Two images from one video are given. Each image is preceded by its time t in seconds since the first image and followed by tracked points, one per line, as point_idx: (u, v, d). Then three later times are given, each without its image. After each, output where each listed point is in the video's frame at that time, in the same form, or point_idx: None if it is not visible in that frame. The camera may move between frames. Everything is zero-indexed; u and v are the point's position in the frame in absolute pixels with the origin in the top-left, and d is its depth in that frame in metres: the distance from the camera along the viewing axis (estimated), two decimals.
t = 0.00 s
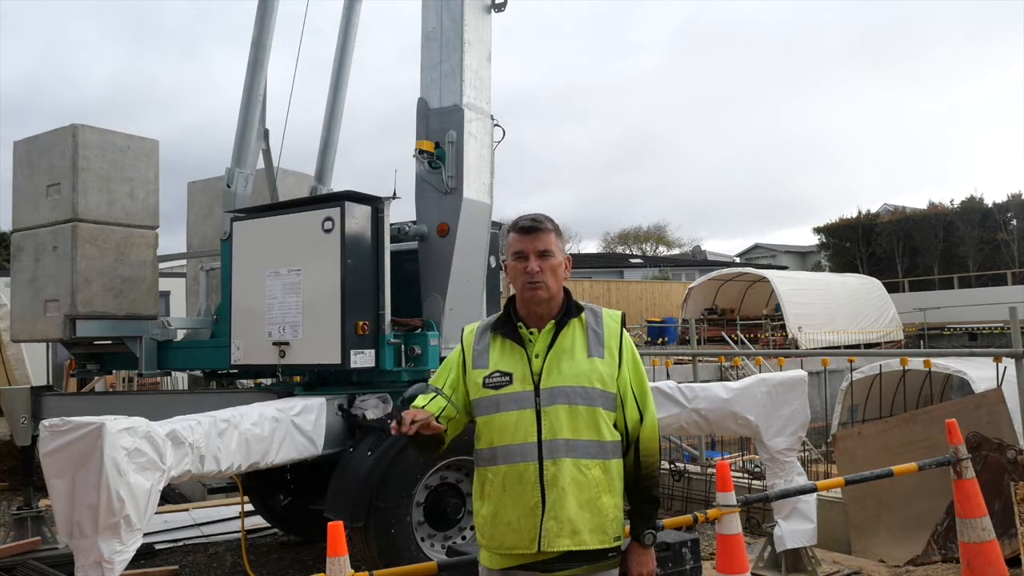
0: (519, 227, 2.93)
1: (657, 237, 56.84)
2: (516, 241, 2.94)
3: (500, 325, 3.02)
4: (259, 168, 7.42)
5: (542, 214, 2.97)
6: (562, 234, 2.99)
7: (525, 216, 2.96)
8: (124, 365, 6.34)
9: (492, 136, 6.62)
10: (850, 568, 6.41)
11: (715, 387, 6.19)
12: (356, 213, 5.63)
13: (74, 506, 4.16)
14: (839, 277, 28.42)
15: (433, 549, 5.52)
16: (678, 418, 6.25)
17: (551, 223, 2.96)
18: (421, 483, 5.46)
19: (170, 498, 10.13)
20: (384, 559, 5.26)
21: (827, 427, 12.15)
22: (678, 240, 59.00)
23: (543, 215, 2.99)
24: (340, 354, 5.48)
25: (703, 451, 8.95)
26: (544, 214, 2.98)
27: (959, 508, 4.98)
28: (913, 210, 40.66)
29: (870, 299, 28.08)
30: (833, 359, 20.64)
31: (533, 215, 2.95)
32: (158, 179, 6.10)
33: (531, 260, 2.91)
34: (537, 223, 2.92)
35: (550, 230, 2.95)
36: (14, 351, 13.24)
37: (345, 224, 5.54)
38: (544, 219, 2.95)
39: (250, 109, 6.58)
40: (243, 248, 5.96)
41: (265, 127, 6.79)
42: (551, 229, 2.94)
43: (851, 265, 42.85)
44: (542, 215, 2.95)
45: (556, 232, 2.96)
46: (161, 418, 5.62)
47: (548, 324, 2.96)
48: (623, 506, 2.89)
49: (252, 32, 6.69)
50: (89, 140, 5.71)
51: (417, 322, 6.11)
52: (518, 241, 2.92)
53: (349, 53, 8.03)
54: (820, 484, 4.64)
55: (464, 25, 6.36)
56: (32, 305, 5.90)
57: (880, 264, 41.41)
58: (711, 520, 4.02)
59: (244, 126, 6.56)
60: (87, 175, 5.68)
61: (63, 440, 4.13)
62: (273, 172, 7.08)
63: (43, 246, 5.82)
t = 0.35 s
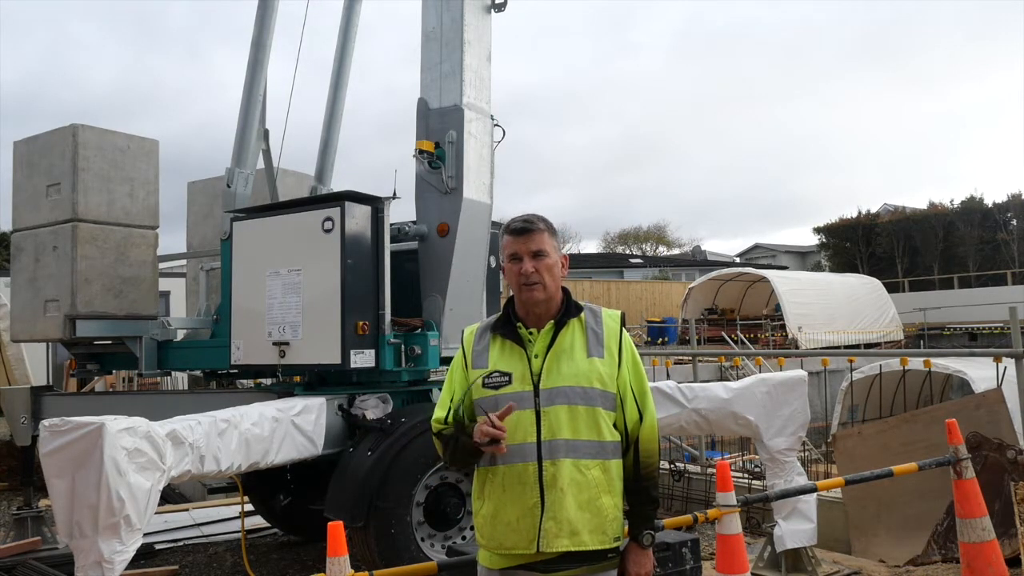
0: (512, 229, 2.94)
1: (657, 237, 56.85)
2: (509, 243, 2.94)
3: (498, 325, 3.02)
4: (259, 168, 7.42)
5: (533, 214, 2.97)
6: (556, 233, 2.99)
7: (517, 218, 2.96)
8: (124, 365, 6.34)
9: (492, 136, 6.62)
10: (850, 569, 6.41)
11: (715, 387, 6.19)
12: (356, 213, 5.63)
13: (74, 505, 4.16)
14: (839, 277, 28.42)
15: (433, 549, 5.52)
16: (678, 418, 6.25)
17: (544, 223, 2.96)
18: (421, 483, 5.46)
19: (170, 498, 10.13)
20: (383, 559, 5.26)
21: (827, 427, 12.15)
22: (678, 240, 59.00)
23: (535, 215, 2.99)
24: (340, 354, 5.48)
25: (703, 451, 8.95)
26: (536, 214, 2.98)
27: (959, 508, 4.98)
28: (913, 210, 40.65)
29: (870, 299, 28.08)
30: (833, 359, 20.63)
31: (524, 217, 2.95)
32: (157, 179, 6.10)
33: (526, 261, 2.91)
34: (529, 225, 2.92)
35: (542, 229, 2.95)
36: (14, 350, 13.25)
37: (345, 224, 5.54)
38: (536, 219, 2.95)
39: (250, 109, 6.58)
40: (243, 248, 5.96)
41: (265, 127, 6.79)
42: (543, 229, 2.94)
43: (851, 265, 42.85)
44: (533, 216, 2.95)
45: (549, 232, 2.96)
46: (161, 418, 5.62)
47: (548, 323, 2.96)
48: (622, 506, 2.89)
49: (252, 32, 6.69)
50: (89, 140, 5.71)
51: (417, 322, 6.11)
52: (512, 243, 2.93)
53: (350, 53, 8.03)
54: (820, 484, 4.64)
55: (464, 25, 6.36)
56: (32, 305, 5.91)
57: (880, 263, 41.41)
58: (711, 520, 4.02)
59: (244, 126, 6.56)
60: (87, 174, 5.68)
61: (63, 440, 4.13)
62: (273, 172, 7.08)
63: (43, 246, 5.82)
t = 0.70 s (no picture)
0: (510, 230, 2.93)
1: (657, 237, 56.85)
2: (509, 243, 2.94)
3: (498, 325, 3.02)
4: (259, 168, 7.42)
5: (532, 215, 2.96)
6: (555, 233, 2.98)
7: (517, 219, 2.95)
8: (125, 365, 6.34)
9: (492, 136, 6.62)
10: (851, 568, 6.41)
11: (715, 387, 6.19)
12: (356, 213, 5.63)
13: (74, 505, 4.16)
14: (839, 277, 28.42)
15: (433, 549, 5.52)
16: (678, 418, 6.25)
17: (542, 223, 2.95)
18: (421, 483, 5.46)
19: (170, 498, 10.13)
20: (383, 560, 5.26)
21: (827, 427, 12.16)
22: (678, 240, 59.00)
23: (534, 216, 2.98)
24: (340, 354, 5.48)
25: (703, 451, 8.95)
26: (535, 215, 2.97)
27: (959, 508, 4.98)
28: (913, 210, 40.66)
29: (870, 299, 28.09)
30: (833, 359, 20.63)
31: (524, 218, 2.94)
32: (158, 179, 6.10)
33: (524, 262, 2.90)
34: (528, 226, 2.91)
35: (542, 230, 2.94)
36: (14, 351, 13.26)
37: (345, 224, 5.54)
38: (535, 220, 2.94)
39: (250, 109, 6.58)
40: (243, 248, 5.96)
41: (265, 127, 6.79)
42: (542, 229, 2.93)
43: (851, 265, 42.86)
44: (533, 217, 2.94)
45: (548, 233, 2.95)
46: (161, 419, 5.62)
47: (547, 323, 2.96)
48: (621, 507, 2.89)
49: (252, 32, 6.69)
50: (89, 140, 5.71)
51: (417, 322, 6.12)
52: (510, 244, 2.92)
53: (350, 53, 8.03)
54: (820, 484, 4.64)
55: (464, 25, 6.36)
56: (32, 305, 5.90)
57: (880, 263, 41.41)
58: (711, 520, 4.02)
59: (244, 126, 6.56)
60: (87, 174, 5.68)
61: (63, 440, 4.13)
62: (273, 172, 7.07)
63: (42, 246, 5.82)
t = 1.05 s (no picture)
0: (503, 231, 2.94)
1: (657, 237, 56.85)
2: (502, 245, 2.94)
3: (496, 325, 3.02)
4: (259, 168, 7.42)
5: (526, 216, 2.96)
6: (550, 234, 2.98)
7: (510, 220, 2.96)
8: (125, 365, 6.34)
9: (492, 136, 6.62)
10: (851, 568, 6.41)
11: (715, 387, 6.19)
12: (356, 213, 5.63)
13: (74, 505, 4.16)
14: (839, 278, 28.41)
15: (433, 549, 5.52)
16: (678, 419, 6.25)
17: (536, 224, 2.95)
18: (421, 483, 5.46)
19: (170, 498, 10.13)
20: (383, 560, 5.26)
21: (827, 427, 12.16)
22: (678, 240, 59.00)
23: (528, 216, 2.98)
24: (340, 354, 5.48)
25: (703, 451, 8.95)
26: (529, 216, 2.97)
27: (959, 508, 4.98)
28: (913, 210, 40.66)
29: (870, 299, 28.09)
30: (833, 359, 20.63)
31: (517, 219, 2.94)
32: (157, 179, 6.10)
33: (516, 263, 2.91)
34: (520, 227, 2.91)
35: (534, 231, 2.93)
36: (14, 350, 13.24)
37: (345, 224, 5.54)
38: (528, 221, 2.94)
39: (250, 109, 6.58)
40: (243, 248, 5.96)
41: (265, 127, 6.79)
42: (535, 230, 2.93)
43: (851, 265, 42.86)
44: (525, 218, 2.94)
45: (542, 233, 2.95)
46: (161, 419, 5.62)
47: (543, 324, 2.96)
48: (620, 505, 2.88)
49: (252, 32, 6.69)
50: (89, 140, 5.72)
51: (417, 322, 6.14)
52: (502, 245, 2.93)
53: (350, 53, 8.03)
54: (820, 484, 4.64)
55: (464, 25, 6.36)
56: (33, 305, 5.90)
57: (880, 263, 41.41)
58: (711, 520, 4.02)
59: (244, 126, 6.56)
60: (87, 175, 5.68)
61: (63, 440, 4.13)
62: (273, 172, 7.07)
63: (42, 246, 5.82)
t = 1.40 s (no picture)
0: (496, 231, 2.95)
1: (657, 237, 56.84)
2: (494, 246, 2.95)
3: (492, 326, 3.02)
4: (259, 168, 7.42)
5: (519, 216, 2.97)
6: (543, 234, 2.97)
7: (502, 222, 2.96)
8: (125, 365, 6.34)
9: (492, 136, 6.62)
10: (851, 568, 6.41)
11: (715, 387, 6.18)
12: (356, 213, 5.63)
13: (74, 505, 4.16)
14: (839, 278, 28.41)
15: (433, 549, 5.52)
16: (677, 419, 6.22)
17: (528, 224, 2.95)
18: (421, 483, 5.46)
19: (170, 498, 10.13)
20: (383, 559, 5.27)
21: (828, 427, 12.16)
22: (678, 240, 58.99)
23: (522, 217, 2.98)
24: (340, 354, 5.48)
25: (703, 451, 8.95)
26: (523, 216, 2.98)
27: (959, 508, 4.98)
28: (913, 210, 40.66)
29: (870, 299, 28.09)
30: (833, 360, 20.63)
31: (508, 220, 2.95)
32: (158, 179, 6.10)
33: (507, 264, 2.91)
34: (512, 228, 2.92)
35: (526, 231, 2.94)
36: (14, 350, 13.23)
37: (345, 224, 5.54)
38: (519, 222, 2.94)
39: (250, 109, 6.58)
40: (242, 248, 5.96)
41: (265, 127, 6.79)
42: (527, 231, 2.93)
43: (851, 265, 42.87)
44: (517, 219, 2.95)
45: (535, 233, 2.95)
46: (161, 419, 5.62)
47: (540, 324, 2.96)
48: (617, 506, 2.89)
49: (252, 32, 6.69)
50: (89, 140, 5.72)
51: (417, 322, 6.13)
52: (495, 247, 2.94)
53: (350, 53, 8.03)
54: (820, 484, 4.64)
55: (464, 25, 6.36)
56: (32, 305, 5.90)
57: (880, 263, 41.41)
58: (711, 520, 4.02)
59: (244, 126, 6.56)
60: (87, 175, 5.68)
61: (63, 440, 4.13)
62: (273, 172, 7.07)
63: (42, 246, 5.82)
